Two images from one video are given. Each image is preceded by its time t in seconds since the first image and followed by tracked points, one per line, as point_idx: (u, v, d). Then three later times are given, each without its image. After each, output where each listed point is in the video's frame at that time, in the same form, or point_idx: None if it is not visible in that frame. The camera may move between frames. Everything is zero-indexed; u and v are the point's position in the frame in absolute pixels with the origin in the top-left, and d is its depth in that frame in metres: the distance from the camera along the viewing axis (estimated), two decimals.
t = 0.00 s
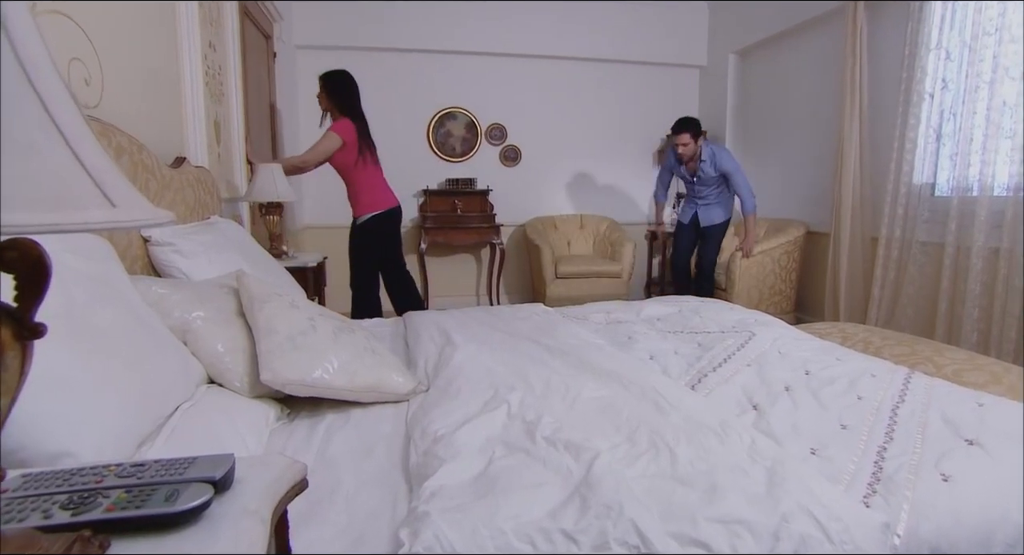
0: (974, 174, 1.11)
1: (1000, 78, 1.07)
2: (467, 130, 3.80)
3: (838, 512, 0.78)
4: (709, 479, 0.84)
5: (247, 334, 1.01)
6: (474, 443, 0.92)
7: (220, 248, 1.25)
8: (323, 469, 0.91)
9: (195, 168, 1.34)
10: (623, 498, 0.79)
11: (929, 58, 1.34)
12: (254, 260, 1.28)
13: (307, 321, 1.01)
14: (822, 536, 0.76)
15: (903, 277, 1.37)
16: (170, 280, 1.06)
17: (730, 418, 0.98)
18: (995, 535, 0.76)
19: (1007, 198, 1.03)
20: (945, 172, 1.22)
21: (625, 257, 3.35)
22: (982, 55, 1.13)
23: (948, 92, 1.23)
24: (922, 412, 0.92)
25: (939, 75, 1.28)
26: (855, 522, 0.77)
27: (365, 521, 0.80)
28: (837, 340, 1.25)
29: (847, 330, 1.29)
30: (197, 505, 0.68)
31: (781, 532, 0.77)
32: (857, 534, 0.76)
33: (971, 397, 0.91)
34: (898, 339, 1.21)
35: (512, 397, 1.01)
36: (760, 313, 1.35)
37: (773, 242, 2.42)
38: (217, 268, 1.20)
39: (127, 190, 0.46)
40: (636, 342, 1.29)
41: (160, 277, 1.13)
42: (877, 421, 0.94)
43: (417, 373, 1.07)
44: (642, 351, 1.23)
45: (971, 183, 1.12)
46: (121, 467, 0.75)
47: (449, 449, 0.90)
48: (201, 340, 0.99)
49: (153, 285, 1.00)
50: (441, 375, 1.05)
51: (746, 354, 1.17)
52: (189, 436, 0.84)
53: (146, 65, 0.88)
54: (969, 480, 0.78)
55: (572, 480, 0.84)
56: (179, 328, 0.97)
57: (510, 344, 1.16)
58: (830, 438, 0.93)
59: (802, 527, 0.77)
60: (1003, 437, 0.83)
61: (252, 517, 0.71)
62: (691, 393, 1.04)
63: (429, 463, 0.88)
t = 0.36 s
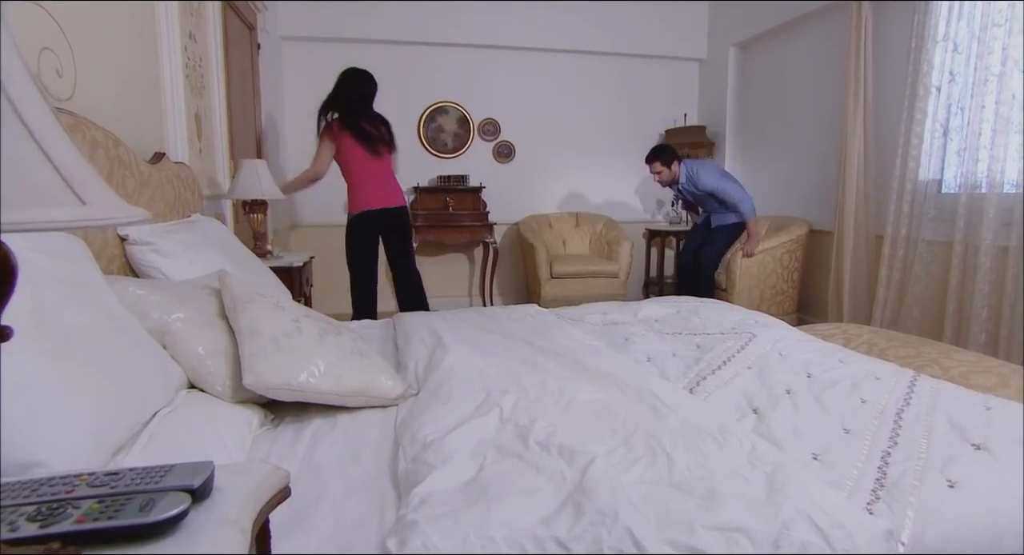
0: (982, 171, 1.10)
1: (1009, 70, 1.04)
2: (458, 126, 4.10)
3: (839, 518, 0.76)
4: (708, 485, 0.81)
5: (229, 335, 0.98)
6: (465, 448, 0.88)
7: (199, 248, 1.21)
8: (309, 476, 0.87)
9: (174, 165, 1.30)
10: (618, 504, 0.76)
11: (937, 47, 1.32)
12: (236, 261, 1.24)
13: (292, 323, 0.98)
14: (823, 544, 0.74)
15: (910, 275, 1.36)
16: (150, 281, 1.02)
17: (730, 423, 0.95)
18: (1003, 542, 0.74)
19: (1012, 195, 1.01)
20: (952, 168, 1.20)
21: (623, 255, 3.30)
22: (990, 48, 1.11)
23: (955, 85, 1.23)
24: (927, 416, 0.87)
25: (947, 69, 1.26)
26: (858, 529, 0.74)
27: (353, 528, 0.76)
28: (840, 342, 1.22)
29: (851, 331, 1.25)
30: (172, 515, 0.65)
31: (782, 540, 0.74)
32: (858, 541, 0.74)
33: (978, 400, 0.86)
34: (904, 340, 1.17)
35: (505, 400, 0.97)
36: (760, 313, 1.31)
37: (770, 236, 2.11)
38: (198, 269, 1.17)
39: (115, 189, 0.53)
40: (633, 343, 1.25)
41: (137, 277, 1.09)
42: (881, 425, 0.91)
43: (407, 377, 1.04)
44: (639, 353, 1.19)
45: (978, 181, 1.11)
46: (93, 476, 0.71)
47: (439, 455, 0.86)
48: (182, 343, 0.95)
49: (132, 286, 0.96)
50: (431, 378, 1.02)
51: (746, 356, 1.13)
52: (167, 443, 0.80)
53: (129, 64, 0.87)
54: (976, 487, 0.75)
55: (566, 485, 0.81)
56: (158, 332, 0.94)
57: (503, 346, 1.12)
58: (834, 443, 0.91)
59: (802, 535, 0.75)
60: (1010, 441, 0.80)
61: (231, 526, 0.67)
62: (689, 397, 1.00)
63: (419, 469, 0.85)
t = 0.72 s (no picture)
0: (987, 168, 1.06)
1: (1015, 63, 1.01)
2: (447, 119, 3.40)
3: (838, 524, 0.72)
4: (702, 492, 0.78)
5: (207, 339, 0.94)
6: (452, 455, 0.85)
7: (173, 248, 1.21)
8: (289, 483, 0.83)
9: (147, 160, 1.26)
10: (609, 512, 0.73)
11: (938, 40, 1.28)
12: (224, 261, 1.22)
13: (273, 326, 0.94)
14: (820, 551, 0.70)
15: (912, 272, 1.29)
16: (122, 281, 0.97)
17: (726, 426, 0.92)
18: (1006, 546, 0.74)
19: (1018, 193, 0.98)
20: (956, 164, 1.16)
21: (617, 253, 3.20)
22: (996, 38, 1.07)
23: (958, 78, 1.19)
24: (930, 421, 0.84)
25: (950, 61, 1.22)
26: (858, 536, 0.71)
27: (336, 537, 0.72)
28: (840, 343, 1.19)
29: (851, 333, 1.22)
30: (139, 527, 0.61)
31: (778, 547, 0.71)
32: (857, 548, 0.70)
33: (981, 403, 0.84)
34: (905, 341, 1.14)
35: (493, 404, 0.94)
36: (757, 314, 1.27)
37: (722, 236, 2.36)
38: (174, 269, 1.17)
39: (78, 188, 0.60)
40: (626, 346, 1.21)
41: (112, 277, 1.05)
42: (881, 429, 0.88)
43: (393, 381, 1.00)
44: (633, 355, 1.15)
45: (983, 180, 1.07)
46: (56, 486, 0.67)
47: (425, 461, 0.83)
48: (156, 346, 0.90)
49: (102, 287, 0.92)
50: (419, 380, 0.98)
51: (743, 358, 1.10)
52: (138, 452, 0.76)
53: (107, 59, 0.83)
54: (977, 492, 0.75)
55: (556, 493, 0.78)
56: (132, 334, 0.89)
57: (492, 347, 1.08)
58: (832, 448, 0.88)
59: (799, 542, 0.71)
60: (1015, 446, 0.78)
61: (203, 539, 0.63)
62: (683, 400, 0.96)
63: (404, 476, 0.81)
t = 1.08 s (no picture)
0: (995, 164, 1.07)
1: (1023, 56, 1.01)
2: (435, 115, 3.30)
3: (836, 533, 0.69)
4: (697, 498, 0.74)
5: (182, 341, 0.89)
6: (439, 461, 0.81)
7: (149, 246, 1.12)
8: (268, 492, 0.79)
9: (122, 155, 1.21)
10: (600, 519, 0.69)
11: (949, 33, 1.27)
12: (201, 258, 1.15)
13: (252, 328, 0.90)
14: None
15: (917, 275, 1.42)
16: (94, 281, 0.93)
17: (722, 431, 0.88)
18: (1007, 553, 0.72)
19: None
20: (962, 160, 1.22)
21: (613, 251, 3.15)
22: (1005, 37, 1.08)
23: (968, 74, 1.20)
24: (932, 424, 0.84)
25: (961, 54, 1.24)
26: (857, 546, 0.68)
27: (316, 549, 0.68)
28: (841, 344, 1.15)
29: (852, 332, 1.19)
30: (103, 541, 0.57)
31: None
32: None
33: (987, 406, 0.84)
34: (909, 343, 1.11)
35: (483, 408, 0.90)
36: (756, 315, 1.24)
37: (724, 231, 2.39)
38: (150, 270, 1.08)
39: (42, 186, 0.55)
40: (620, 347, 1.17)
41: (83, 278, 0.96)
42: (883, 433, 0.86)
43: (378, 386, 0.96)
44: (628, 356, 1.12)
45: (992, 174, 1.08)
46: (19, 498, 0.63)
47: (410, 469, 0.79)
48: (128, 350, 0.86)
49: (72, 287, 0.87)
50: (405, 384, 0.94)
51: (740, 361, 1.06)
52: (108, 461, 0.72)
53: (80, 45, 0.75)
54: (981, 498, 0.73)
55: (545, 500, 0.74)
56: (101, 337, 0.85)
57: (481, 350, 1.04)
58: (832, 452, 0.84)
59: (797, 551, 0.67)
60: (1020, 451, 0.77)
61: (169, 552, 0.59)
62: (679, 403, 0.93)
63: (388, 484, 0.77)
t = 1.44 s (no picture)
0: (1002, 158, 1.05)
1: None
2: (425, 108, 3.39)
3: (838, 542, 0.66)
4: (693, 505, 0.71)
5: (159, 345, 0.86)
6: (427, 468, 0.78)
7: (124, 246, 1.08)
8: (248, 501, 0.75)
9: (95, 151, 1.17)
10: (592, 527, 0.66)
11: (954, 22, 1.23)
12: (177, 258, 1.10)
13: (232, 331, 0.86)
14: None
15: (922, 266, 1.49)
16: (65, 282, 0.89)
17: (720, 436, 0.85)
18: None
19: None
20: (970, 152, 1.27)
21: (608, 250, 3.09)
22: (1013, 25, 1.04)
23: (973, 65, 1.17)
24: (937, 428, 0.82)
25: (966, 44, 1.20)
26: None
27: None
28: (844, 347, 1.12)
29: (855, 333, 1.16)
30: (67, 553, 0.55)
31: None
32: None
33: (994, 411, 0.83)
34: (914, 344, 1.08)
35: (472, 414, 0.86)
36: (755, 316, 1.21)
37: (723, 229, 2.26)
38: (126, 271, 1.04)
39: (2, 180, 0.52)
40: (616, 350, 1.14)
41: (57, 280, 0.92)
42: (886, 438, 0.83)
43: (365, 390, 0.92)
44: (624, 359, 1.09)
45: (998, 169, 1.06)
46: None
47: (397, 476, 0.76)
48: (102, 354, 0.82)
49: (41, 289, 0.83)
50: (392, 389, 0.90)
51: (740, 364, 1.02)
52: (80, 470, 0.69)
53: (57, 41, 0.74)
54: (987, 503, 0.72)
55: (537, 508, 0.71)
56: (73, 341, 0.81)
57: (471, 352, 1.00)
58: (833, 458, 0.81)
59: None
60: None
61: None
62: (676, 407, 0.90)
63: (374, 492, 0.74)
